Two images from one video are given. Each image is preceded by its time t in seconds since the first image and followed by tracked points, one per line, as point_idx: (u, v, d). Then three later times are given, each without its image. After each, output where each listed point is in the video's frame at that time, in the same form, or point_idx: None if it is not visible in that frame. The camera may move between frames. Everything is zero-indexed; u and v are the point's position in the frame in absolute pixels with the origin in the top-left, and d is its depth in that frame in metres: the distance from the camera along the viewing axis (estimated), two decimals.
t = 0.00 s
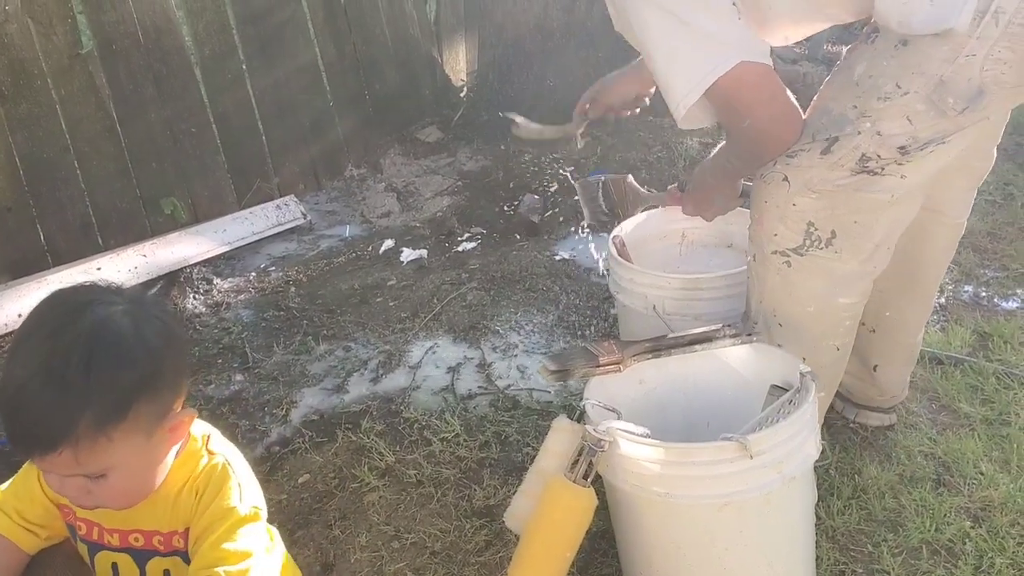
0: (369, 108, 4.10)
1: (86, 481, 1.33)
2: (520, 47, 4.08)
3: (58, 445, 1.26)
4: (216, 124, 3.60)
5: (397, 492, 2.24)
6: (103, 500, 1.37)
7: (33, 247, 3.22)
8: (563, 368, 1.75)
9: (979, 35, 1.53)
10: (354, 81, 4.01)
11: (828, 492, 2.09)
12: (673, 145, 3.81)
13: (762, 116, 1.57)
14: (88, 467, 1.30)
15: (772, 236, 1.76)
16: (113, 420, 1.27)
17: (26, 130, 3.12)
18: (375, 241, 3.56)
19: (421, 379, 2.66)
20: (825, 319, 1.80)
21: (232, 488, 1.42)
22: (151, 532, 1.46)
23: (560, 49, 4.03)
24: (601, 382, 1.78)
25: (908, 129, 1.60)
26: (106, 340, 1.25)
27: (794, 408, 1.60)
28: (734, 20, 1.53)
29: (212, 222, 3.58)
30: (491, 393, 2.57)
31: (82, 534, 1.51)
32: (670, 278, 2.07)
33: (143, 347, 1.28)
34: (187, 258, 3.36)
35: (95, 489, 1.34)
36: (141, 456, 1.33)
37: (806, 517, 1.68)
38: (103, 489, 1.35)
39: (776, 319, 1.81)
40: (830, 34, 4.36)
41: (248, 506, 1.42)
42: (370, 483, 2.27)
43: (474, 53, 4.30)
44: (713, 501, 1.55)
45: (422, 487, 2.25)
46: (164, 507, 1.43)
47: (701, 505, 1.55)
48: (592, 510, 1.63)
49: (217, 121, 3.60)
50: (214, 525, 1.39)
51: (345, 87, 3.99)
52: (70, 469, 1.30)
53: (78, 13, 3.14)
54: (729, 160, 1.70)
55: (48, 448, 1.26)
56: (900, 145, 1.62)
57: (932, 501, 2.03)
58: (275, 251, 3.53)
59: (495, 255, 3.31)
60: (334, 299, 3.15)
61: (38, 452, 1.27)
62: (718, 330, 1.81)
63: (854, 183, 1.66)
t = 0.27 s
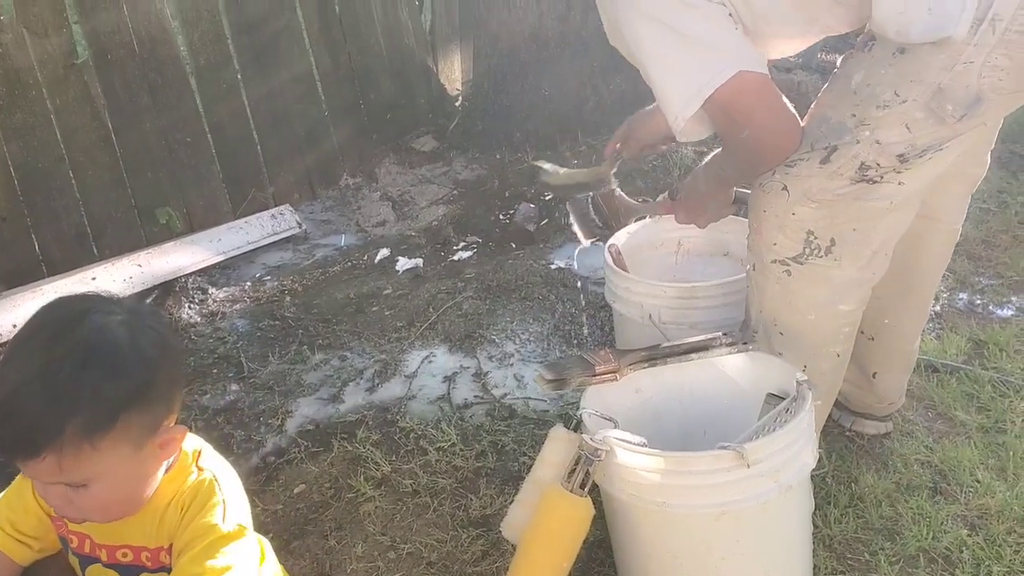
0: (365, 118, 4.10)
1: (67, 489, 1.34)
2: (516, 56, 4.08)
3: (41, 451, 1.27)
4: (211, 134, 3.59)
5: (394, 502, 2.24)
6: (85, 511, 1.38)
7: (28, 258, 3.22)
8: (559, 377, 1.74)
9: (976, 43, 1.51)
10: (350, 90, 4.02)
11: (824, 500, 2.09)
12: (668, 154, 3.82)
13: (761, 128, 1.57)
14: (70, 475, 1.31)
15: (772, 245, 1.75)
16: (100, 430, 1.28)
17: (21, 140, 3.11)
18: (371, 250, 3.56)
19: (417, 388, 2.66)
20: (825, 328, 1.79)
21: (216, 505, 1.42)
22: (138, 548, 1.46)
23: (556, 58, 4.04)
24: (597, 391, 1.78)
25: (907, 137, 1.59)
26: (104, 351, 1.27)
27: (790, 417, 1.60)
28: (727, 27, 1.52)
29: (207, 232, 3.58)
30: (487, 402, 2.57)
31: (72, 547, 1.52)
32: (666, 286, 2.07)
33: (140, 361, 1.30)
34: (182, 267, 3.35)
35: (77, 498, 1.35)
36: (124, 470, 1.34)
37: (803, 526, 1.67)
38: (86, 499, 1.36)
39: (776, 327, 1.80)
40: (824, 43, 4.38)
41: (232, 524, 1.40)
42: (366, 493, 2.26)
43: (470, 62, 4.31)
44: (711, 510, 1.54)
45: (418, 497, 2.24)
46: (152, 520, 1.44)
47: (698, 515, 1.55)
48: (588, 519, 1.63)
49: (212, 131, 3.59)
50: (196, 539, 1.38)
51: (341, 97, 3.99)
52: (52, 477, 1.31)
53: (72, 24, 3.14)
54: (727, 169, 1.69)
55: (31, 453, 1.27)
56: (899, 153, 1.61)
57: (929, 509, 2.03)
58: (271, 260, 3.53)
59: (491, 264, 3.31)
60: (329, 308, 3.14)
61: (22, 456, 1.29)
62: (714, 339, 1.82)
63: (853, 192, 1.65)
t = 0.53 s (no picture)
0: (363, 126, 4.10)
1: (55, 497, 1.34)
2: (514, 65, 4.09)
3: (32, 450, 1.28)
4: (209, 143, 3.60)
5: (393, 512, 2.23)
6: (73, 525, 1.38)
7: (26, 266, 3.22)
8: (561, 387, 1.75)
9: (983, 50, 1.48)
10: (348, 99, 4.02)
11: (825, 509, 2.09)
12: (665, 162, 3.82)
13: (767, 135, 1.58)
14: (59, 483, 1.31)
15: (778, 254, 1.74)
16: (90, 440, 1.28)
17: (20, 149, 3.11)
18: (368, 258, 3.56)
19: (416, 397, 2.65)
20: (831, 335, 1.78)
21: (207, 528, 1.42)
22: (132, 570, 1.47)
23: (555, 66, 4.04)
24: (599, 400, 1.79)
25: (915, 144, 1.57)
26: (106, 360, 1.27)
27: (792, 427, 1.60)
28: (726, 38, 1.51)
29: (205, 240, 3.58)
30: (487, 411, 2.56)
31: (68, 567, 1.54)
32: (667, 295, 2.07)
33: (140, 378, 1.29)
34: (180, 276, 3.34)
35: (64, 510, 1.35)
36: (113, 487, 1.34)
37: (805, 536, 1.67)
38: (76, 511, 1.35)
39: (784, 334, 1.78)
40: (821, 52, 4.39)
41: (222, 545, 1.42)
42: (366, 503, 2.26)
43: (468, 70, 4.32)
44: (714, 520, 1.54)
45: (418, 507, 2.24)
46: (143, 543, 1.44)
47: (701, 524, 1.55)
48: (590, 532, 1.63)
49: (210, 140, 3.59)
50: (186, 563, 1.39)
51: (338, 106, 3.99)
52: (41, 482, 1.31)
53: (70, 32, 3.13)
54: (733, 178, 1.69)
55: (24, 454, 1.28)
56: (908, 161, 1.58)
57: (929, 518, 2.03)
58: (268, 269, 3.53)
59: (489, 272, 3.31)
60: (327, 317, 3.14)
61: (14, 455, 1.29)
62: (716, 348, 1.82)
63: (861, 201, 1.64)
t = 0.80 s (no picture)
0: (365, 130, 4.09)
1: (43, 538, 1.24)
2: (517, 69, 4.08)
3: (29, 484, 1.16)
4: (213, 149, 3.59)
5: (402, 520, 2.22)
6: (65, 565, 1.26)
7: (27, 272, 3.19)
8: (574, 396, 1.73)
9: (1009, 57, 1.50)
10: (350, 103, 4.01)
11: (837, 518, 2.08)
12: (669, 168, 3.82)
13: (787, 144, 1.61)
14: (39, 524, 1.20)
15: (798, 264, 1.73)
16: (63, 486, 1.16)
17: (22, 153, 3.07)
18: (372, 263, 3.54)
19: (422, 404, 2.64)
20: (850, 347, 1.77)
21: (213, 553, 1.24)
22: None
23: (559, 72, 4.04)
24: (613, 409, 1.77)
25: (938, 154, 1.57)
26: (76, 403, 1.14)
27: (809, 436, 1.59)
28: (751, 45, 1.51)
29: (207, 244, 3.56)
30: (494, 417, 2.55)
31: None
32: (678, 303, 2.06)
33: (111, 425, 1.16)
34: (183, 281, 3.33)
35: (51, 549, 1.24)
36: (95, 534, 1.21)
37: (820, 545, 1.66)
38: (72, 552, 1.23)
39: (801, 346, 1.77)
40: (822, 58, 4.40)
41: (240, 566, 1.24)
42: (374, 511, 2.24)
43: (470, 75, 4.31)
44: (731, 530, 1.53)
45: (427, 515, 2.22)
46: None
47: (718, 535, 1.54)
48: (606, 541, 1.62)
49: (214, 146, 3.59)
50: None
51: (340, 111, 3.99)
52: (24, 520, 1.21)
53: (74, 38, 3.12)
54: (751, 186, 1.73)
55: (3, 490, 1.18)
56: (931, 170, 1.59)
57: (942, 527, 2.02)
58: (271, 274, 3.51)
59: (493, 278, 3.30)
60: (331, 322, 3.12)
61: None
62: (730, 357, 1.80)
63: (882, 211, 1.63)
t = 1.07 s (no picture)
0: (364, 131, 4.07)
1: (67, 523, 1.22)
2: (518, 70, 4.07)
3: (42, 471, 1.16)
4: (211, 149, 3.55)
5: (409, 526, 2.19)
6: (87, 554, 1.24)
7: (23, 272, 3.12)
8: (589, 401, 1.71)
9: None
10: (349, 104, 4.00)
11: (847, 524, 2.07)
12: (669, 171, 3.82)
13: (811, 149, 1.61)
14: (66, 506, 1.19)
15: (817, 268, 1.75)
16: (95, 461, 1.15)
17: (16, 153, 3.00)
18: (371, 265, 3.52)
19: (426, 407, 2.62)
20: (868, 349, 1.78)
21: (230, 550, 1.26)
22: None
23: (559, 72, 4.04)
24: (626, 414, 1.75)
25: (960, 158, 1.60)
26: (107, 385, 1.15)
27: (829, 442, 1.58)
28: (773, 48, 1.55)
29: (204, 246, 3.52)
30: (500, 421, 2.53)
31: None
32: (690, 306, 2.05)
33: (141, 407, 1.16)
34: (181, 283, 3.28)
35: (74, 536, 1.22)
36: (124, 512, 1.20)
37: (838, 553, 1.65)
38: (87, 542, 1.22)
39: (819, 350, 1.79)
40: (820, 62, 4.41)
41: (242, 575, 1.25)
42: (380, 517, 2.21)
43: (468, 76, 4.30)
44: (750, 538, 1.52)
45: (434, 521, 2.20)
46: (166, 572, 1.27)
47: (737, 542, 1.52)
48: (623, 547, 1.60)
49: (212, 146, 3.55)
50: None
51: (338, 111, 3.98)
52: (48, 504, 1.19)
53: (71, 36, 3.07)
54: (768, 188, 1.72)
55: (28, 475, 1.17)
56: (952, 174, 1.61)
57: (953, 533, 2.01)
58: (269, 276, 3.47)
59: (495, 280, 3.28)
60: (332, 325, 3.09)
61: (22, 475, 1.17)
62: (745, 361, 1.78)
63: (902, 215, 1.65)
